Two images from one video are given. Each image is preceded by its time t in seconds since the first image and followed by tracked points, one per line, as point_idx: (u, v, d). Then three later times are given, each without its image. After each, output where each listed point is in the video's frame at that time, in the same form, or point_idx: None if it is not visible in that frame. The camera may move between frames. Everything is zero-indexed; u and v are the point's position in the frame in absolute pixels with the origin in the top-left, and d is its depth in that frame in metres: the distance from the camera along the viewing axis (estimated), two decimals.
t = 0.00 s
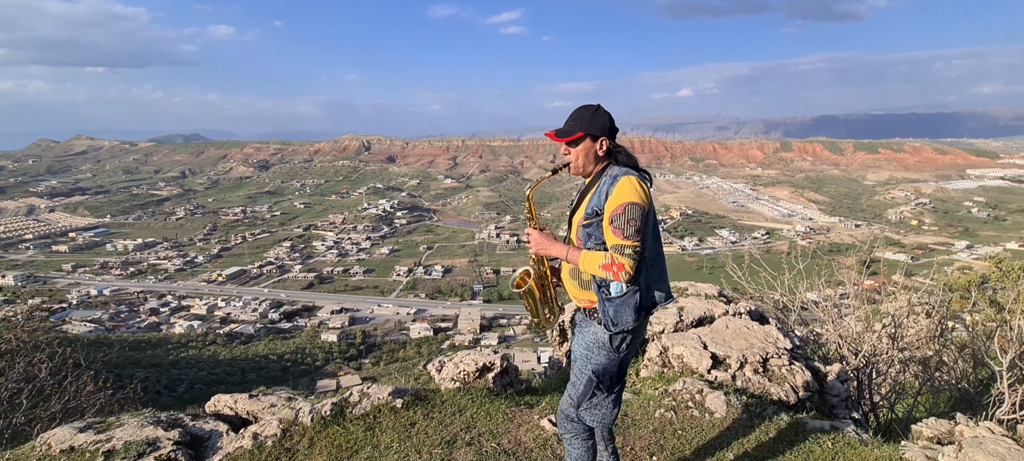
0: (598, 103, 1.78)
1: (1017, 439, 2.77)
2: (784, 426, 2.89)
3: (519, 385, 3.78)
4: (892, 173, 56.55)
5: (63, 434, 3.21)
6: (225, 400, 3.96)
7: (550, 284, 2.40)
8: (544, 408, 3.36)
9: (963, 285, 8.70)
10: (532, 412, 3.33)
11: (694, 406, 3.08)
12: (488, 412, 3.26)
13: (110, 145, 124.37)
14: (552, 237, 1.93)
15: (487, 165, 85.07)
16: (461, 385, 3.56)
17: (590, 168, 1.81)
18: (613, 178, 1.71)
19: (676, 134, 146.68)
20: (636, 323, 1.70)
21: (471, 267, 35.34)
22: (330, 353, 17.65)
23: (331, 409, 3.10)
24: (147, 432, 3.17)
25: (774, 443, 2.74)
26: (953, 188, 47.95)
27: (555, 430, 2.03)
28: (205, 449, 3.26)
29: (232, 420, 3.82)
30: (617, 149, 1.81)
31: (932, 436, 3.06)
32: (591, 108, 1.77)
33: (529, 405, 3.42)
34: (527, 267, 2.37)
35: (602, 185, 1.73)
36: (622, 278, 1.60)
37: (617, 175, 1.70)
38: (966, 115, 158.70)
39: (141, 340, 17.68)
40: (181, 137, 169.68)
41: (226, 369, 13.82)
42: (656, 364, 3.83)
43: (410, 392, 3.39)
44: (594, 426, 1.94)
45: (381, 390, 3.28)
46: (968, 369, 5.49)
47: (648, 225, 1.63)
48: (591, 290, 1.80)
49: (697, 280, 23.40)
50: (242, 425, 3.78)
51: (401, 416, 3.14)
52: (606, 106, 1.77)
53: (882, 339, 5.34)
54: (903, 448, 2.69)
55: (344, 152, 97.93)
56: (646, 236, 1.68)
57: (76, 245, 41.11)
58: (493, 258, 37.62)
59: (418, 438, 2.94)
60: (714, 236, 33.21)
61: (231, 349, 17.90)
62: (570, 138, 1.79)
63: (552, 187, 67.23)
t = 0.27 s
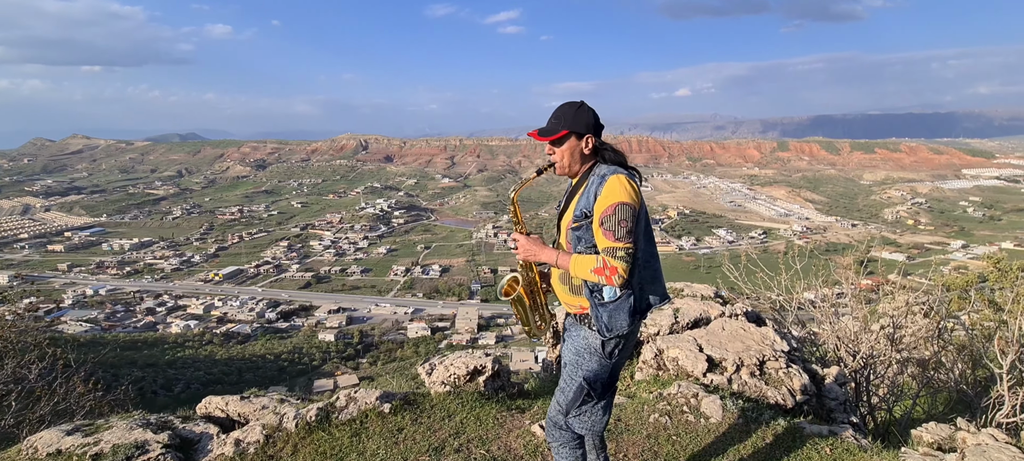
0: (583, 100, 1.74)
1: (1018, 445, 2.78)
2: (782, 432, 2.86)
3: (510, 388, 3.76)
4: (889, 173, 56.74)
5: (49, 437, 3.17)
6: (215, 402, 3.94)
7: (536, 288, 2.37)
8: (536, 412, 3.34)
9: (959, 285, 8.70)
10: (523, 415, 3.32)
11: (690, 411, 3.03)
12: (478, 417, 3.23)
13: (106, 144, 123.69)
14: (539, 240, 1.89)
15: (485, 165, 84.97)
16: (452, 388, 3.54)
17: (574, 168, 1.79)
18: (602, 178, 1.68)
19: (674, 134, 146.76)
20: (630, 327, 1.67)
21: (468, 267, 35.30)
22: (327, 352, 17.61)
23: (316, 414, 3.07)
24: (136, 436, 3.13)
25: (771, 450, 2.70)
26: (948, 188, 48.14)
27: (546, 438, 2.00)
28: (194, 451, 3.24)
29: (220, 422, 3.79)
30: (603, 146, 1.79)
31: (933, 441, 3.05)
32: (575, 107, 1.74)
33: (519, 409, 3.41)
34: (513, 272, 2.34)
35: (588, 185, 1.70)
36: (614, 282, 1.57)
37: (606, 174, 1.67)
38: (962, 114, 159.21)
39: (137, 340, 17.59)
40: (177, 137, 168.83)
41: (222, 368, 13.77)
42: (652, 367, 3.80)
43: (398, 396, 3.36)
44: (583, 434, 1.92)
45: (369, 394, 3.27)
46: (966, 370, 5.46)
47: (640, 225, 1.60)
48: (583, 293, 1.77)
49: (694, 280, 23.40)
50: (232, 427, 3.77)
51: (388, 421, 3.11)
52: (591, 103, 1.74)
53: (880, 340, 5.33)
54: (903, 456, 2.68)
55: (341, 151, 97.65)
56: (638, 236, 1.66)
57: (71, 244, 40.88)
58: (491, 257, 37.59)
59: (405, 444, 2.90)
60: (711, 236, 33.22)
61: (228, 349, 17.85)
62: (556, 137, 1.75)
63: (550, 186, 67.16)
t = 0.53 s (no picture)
0: (557, 107, 1.80)
1: (1014, 454, 2.85)
2: (774, 435, 2.94)
3: (502, 392, 3.67)
4: (884, 174, 56.99)
5: (40, 442, 3.27)
6: (207, 405, 4.05)
7: (527, 293, 2.49)
8: (528, 418, 3.25)
9: (953, 286, 8.81)
10: (515, 422, 3.21)
11: (683, 415, 3.12)
12: (467, 422, 3.12)
13: (101, 144, 123.00)
14: (527, 248, 1.99)
15: (482, 165, 84.94)
16: (442, 393, 3.44)
17: (555, 171, 1.86)
18: (584, 183, 1.74)
19: (670, 134, 147.02)
20: (620, 331, 1.76)
21: (465, 267, 35.33)
22: (325, 353, 17.63)
23: (301, 421, 2.96)
24: (125, 439, 3.24)
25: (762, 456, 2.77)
26: (943, 189, 48.46)
27: (540, 444, 2.12)
28: (183, 456, 3.35)
29: (210, 423, 3.90)
30: (582, 149, 1.85)
31: (929, 447, 3.08)
32: (553, 112, 1.79)
33: (513, 414, 3.30)
34: (504, 281, 2.45)
35: (572, 190, 1.76)
36: (601, 291, 1.64)
37: (587, 179, 1.73)
38: (958, 115, 159.96)
39: (132, 341, 17.56)
40: (173, 137, 167.85)
41: (218, 369, 13.79)
42: (646, 370, 3.92)
43: (386, 401, 3.24)
44: (576, 437, 2.03)
45: (356, 401, 3.15)
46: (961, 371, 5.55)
47: (624, 230, 1.66)
48: (569, 298, 1.86)
49: (691, 280, 23.50)
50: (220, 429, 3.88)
51: (375, 427, 2.99)
52: (565, 105, 1.80)
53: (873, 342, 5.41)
54: None
55: (338, 152, 97.46)
56: (624, 239, 1.71)
57: (66, 245, 40.70)
58: (487, 258, 37.65)
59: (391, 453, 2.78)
60: (707, 236, 33.35)
61: (224, 350, 17.86)
62: (533, 146, 1.83)
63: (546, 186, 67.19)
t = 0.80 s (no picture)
0: (533, 127, 1.75)
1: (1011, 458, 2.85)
2: (767, 438, 2.93)
3: (494, 394, 3.63)
4: (880, 174, 57.19)
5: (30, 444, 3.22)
6: (200, 406, 3.99)
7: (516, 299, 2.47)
8: (520, 421, 3.23)
9: (947, 286, 8.84)
10: (505, 425, 3.19)
11: (676, 418, 3.11)
12: (459, 426, 3.11)
13: (97, 144, 122.38)
14: (511, 268, 1.99)
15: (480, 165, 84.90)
16: (433, 395, 3.41)
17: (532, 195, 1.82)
18: (564, 208, 1.68)
19: (668, 134, 147.19)
20: (609, 348, 1.75)
21: (463, 267, 35.31)
22: (322, 353, 17.60)
23: (289, 424, 2.93)
24: (115, 441, 3.21)
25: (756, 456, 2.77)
26: (939, 189, 48.68)
27: (525, 445, 2.09)
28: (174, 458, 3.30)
29: (202, 425, 3.85)
30: (561, 171, 1.79)
31: (925, 450, 3.07)
32: (528, 133, 1.74)
33: (503, 417, 3.29)
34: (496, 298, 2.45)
35: (553, 214, 1.70)
36: (586, 317, 1.63)
37: (568, 203, 1.68)
38: (954, 114, 160.35)
39: (128, 342, 17.50)
40: (170, 137, 167.04)
41: (215, 370, 13.75)
42: (640, 372, 3.89)
43: (377, 404, 3.21)
44: (560, 439, 2.00)
45: (345, 403, 3.12)
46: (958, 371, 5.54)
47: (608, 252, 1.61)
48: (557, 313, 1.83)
49: (688, 280, 23.53)
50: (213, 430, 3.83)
51: (364, 431, 2.97)
52: (538, 126, 1.74)
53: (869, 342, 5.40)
54: None
55: (335, 151, 97.30)
56: (607, 262, 1.67)
57: (62, 245, 40.51)
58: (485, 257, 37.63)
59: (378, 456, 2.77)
60: (704, 236, 33.40)
61: (221, 350, 17.83)
62: (510, 172, 1.78)
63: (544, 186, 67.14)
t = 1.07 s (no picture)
0: (514, 132, 1.71)
1: None
2: (766, 442, 2.90)
3: (488, 396, 3.59)
4: (878, 174, 57.21)
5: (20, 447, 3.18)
6: (194, 407, 3.96)
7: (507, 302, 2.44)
8: (513, 422, 3.21)
9: (944, 286, 8.83)
10: (498, 428, 3.15)
11: (672, 420, 3.08)
12: (450, 428, 3.08)
13: (95, 144, 122.03)
14: (502, 273, 1.95)
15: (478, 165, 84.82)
16: (425, 397, 3.37)
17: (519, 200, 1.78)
18: (552, 212, 1.65)
19: (667, 134, 147.18)
20: (609, 348, 1.73)
21: (462, 267, 35.25)
22: (321, 353, 17.54)
23: (278, 427, 2.89)
24: (108, 444, 3.16)
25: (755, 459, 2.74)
26: (937, 188, 48.75)
27: (525, 448, 2.06)
28: None
29: (196, 426, 3.81)
30: (544, 177, 1.76)
31: (924, 452, 3.05)
32: (509, 140, 1.70)
33: (496, 420, 3.25)
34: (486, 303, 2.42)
35: (541, 218, 1.67)
36: (583, 321, 1.60)
37: (555, 207, 1.65)
38: (952, 113, 160.69)
39: (126, 342, 17.42)
40: (168, 137, 166.58)
41: (213, 370, 13.70)
42: (635, 373, 3.86)
43: (367, 406, 3.19)
44: (564, 443, 1.97)
45: (336, 405, 3.09)
46: (956, 372, 5.53)
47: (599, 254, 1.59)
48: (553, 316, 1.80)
49: (687, 280, 23.49)
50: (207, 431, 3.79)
51: (355, 434, 2.94)
52: (521, 131, 1.69)
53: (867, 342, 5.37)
54: None
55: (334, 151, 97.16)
56: (599, 265, 1.65)
57: (60, 245, 40.36)
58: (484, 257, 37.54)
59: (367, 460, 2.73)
60: (703, 236, 33.36)
61: (219, 350, 17.77)
62: (492, 181, 1.74)
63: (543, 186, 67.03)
